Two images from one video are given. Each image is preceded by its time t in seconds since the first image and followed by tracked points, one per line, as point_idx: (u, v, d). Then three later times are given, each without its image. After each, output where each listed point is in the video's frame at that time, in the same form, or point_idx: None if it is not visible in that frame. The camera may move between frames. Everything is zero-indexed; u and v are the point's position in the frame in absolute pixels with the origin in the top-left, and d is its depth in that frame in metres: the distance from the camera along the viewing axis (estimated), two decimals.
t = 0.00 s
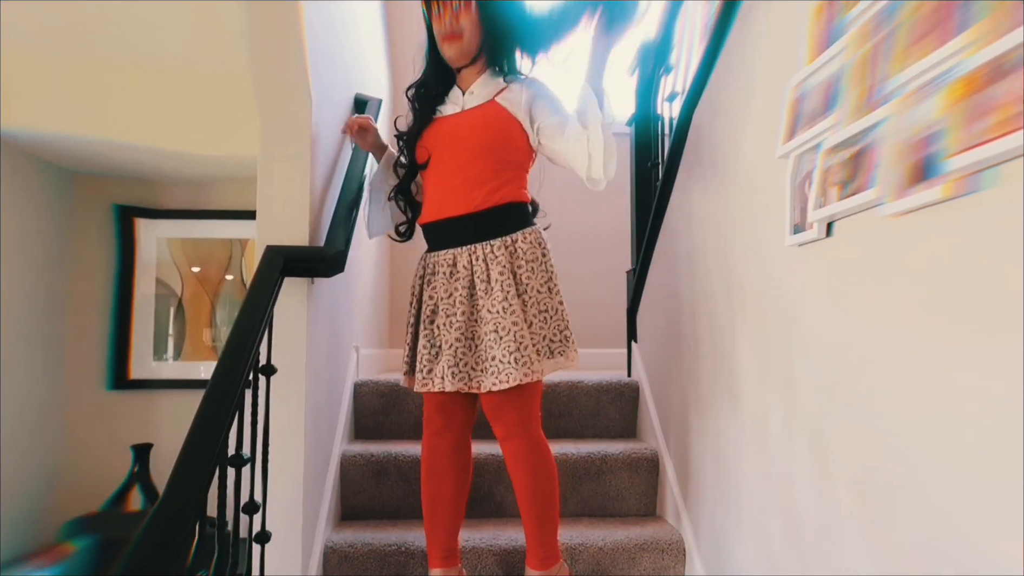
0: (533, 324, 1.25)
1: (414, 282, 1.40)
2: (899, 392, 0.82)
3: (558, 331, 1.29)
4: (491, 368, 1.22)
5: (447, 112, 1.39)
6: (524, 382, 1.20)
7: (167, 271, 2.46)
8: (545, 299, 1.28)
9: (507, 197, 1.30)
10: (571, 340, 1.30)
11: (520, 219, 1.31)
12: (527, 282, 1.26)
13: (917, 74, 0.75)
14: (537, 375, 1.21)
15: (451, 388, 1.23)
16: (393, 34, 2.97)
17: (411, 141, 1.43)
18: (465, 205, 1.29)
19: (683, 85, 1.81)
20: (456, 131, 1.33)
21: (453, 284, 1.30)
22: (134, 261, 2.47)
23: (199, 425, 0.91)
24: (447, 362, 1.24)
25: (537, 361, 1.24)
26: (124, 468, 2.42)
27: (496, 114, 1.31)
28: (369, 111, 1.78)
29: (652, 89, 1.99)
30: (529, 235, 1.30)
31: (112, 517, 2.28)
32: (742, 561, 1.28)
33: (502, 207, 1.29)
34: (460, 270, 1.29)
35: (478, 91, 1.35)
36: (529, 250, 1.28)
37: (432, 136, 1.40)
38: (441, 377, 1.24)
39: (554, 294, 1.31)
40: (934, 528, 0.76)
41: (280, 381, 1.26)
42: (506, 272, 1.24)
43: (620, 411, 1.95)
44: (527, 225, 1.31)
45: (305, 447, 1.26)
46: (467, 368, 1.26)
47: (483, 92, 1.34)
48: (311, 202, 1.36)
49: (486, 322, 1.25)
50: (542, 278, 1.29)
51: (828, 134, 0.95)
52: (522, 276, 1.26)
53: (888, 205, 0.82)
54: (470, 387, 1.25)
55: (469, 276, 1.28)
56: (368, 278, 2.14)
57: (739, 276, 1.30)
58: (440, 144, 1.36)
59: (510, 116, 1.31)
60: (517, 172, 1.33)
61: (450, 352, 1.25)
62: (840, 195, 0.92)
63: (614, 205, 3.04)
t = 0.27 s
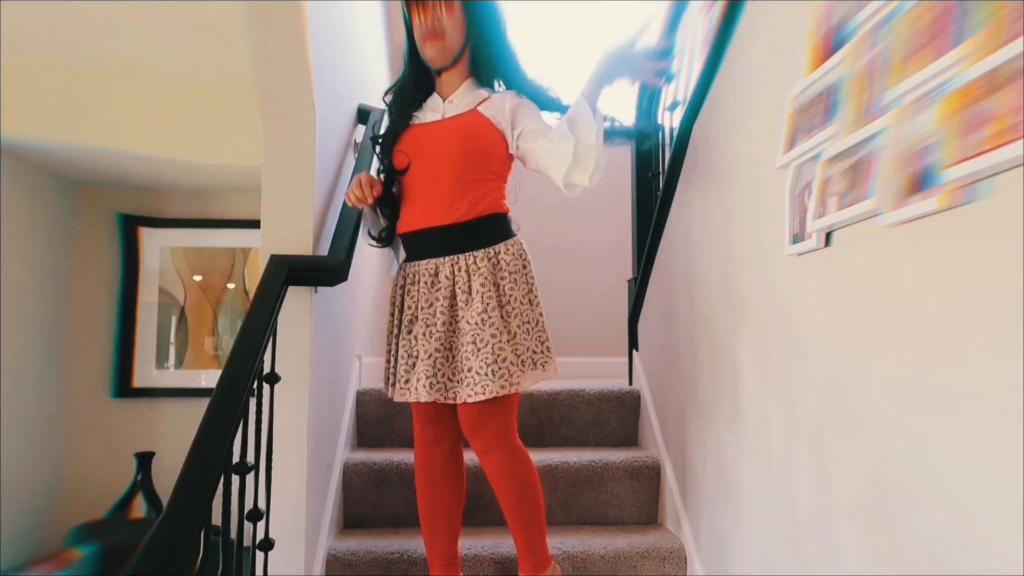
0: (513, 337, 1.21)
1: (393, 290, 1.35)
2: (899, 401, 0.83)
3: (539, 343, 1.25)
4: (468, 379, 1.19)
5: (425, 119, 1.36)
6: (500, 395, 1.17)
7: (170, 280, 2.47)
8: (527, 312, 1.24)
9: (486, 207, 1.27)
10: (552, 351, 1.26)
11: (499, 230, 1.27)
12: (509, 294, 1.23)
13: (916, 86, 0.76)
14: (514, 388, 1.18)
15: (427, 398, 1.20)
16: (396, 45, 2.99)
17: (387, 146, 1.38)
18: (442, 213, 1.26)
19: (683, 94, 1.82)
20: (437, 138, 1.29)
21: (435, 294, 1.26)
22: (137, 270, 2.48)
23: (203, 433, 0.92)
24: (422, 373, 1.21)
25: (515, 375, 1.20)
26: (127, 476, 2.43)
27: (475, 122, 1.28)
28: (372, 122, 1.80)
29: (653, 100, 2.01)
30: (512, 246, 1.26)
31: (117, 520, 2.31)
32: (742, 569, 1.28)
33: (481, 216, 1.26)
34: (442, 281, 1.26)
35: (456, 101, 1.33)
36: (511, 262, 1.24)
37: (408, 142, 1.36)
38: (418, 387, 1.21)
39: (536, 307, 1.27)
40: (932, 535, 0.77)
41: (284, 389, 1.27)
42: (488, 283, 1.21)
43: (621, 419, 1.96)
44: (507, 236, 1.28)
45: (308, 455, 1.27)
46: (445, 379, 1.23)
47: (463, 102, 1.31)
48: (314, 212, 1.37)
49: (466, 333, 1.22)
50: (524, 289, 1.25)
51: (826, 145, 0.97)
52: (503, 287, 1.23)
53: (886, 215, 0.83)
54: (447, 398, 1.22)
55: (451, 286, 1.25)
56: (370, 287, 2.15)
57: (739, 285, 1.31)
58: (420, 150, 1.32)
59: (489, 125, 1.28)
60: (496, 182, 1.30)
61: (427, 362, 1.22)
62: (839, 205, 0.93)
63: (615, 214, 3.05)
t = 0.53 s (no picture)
0: (502, 343, 1.21)
1: (376, 294, 1.32)
2: (900, 400, 0.84)
3: (522, 350, 1.25)
4: (458, 383, 1.18)
5: (411, 124, 1.31)
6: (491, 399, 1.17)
7: (176, 280, 2.48)
8: (512, 319, 1.24)
9: (473, 212, 1.25)
10: (533, 360, 1.27)
11: (487, 237, 1.27)
12: (498, 301, 1.22)
13: (916, 91, 0.77)
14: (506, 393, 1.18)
15: (414, 401, 1.16)
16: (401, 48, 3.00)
17: (371, 149, 1.32)
18: (431, 217, 1.24)
19: (687, 97, 1.84)
20: (427, 138, 1.27)
21: (421, 298, 1.22)
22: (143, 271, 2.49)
23: (212, 433, 0.93)
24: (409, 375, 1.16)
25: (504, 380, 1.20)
26: (133, 475, 2.44)
27: (466, 128, 1.26)
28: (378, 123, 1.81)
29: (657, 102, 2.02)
30: (498, 255, 1.25)
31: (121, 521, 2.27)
32: (745, 568, 1.29)
33: (470, 221, 1.24)
34: (429, 285, 1.22)
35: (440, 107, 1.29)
36: (500, 270, 1.24)
37: (394, 145, 1.32)
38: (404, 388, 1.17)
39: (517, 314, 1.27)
40: (934, 532, 0.78)
41: (291, 388, 1.28)
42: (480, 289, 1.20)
43: (624, 419, 1.97)
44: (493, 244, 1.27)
45: (314, 453, 1.28)
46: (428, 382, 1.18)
47: (448, 107, 1.28)
48: (321, 213, 1.38)
49: (456, 337, 1.20)
50: (510, 298, 1.25)
51: (829, 147, 0.98)
52: (493, 294, 1.22)
53: (887, 217, 0.84)
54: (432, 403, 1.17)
55: (437, 289, 1.22)
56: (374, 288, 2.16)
57: (741, 286, 1.32)
58: (408, 153, 1.29)
59: (478, 131, 1.27)
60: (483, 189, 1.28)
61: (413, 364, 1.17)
62: (842, 207, 0.94)
63: (619, 215, 3.06)
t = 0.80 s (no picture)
0: (491, 344, 1.22)
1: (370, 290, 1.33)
2: (902, 398, 0.85)
3: (509, 354, 1.25)
4: (442, 380, 1.17)
5: (410, 128, 1.32)
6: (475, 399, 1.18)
7: (184, 279, 2.50)
8: (505, 323, 1.25)
9: (471, 213, 1.27)
10: (518, 365, 1.26)
11: (482, 239, 1.27)
12: (493, 304, 1.24)
13: (914, 95, 0.78)
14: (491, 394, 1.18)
15: (395, 394, 1.14)
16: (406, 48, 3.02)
17: (370, 154, 1.34)
18: (433, 220, 1.25)
19: (691, 99, 1.86)
20: (426, 140, 1.28)
21: (417, 297, 1.24)
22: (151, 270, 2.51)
23: (225, 429, 0.94)
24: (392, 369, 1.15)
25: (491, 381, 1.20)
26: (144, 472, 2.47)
27: (465, 130, 1.28)
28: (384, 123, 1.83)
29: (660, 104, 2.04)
30: (496, 261, 1.27)
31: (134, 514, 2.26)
32: (748, 563, 1.31)
33: (471, 222, 1.26)
34: (426, 284, 1.23)
35: (438, 112, 1.31)
36: (497, 275, 1.25)
37: (394, 148, 1.33)
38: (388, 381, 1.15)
39: (511, 318, 1.28)
40: (935, 526, 0.79)
41: (300, 386, 1.30)
42: (473, 291, 1.21)
43: (629, 417, 1.98)
44: (491, 245, 1.29)
45: (323, 450, 1.30)
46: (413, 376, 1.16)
47: (445, 111, 1.30)
48: (329, 213, 1.40)
49: (443, 336, 1.19)
50: (504, 302, 1.26)
51: (828, 150, 0.99)
52: (488, 297, 1.24)
53: (887, 218, 0.86)
54: (413, 396, 1.14)
55: (433, 290, 1.22)
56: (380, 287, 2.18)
57: (745, 285, 1.34)
58: (407, 156, 1.30)
59: (477, 132, 1.29)
60: (484, 193, 1.29)
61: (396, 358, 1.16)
62: (841, 208, 0.96)
63: (623, 215, 3.08)
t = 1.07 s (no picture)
0: (498, 341, 1.24)
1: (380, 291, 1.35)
2: (900, 396, 0.87)
3: (514, 351, 1.29)
4: (450, 376, 1.18)
5: (412, 129, 1.33)
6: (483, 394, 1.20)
7: (188, 279, 2.52)
8: (509, 321, 1.28)
9: (479, 212, 1.29)
10: (523, 362, 1.30)
11: (487, 239, 1.29)
12: (499, 302, 1.26)
13: (903, 104, 0.81)
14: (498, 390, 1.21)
15: (404, 389, 1.14)
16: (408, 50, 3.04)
17: (374, 157, 1.36)
18: (440, 219, 1.27)
19: (690, 101, 1.88)
20: (431, 140, 1.30)
21: (425, 295, 1.26)
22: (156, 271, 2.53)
23: (236, 426, 0.96)
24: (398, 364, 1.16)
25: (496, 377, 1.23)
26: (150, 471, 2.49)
27: (467, 129, 1.29)
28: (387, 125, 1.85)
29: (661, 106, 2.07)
30: (502, 258, 1.29)
31: (137, 515, 2.33)
32: (748, 559, 1.33)
33: (477, 221, 1.28)
34: (434, 282, 1.25)
35: (439, 112, 1.33)
36: (504, 273, 1.28)
37: (399, 149, 1.34)
38: (396, 376, 1.16)
39: (515, 317, 1.30)
40: (934, 521, 0.81)
41: (307, 384, 1.32)
42: (481, 288, 1.23)
43: (630, 415, 2.00)
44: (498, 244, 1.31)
45: (329, 448, 1.32)
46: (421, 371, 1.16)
47: (447, 112, 1.32)
48: (335, 215, 1.42)
49: (452, 331, 1.20)
50: (510, 299, 1.29)
51: (821, 156, 1.01)
52: (494, 295, 1.26)
53: (881, 221, 0.88)
54: (422, 392, 1.15)
55: (441, 287, 1.24)
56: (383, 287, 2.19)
57: (744, 285, 1.36)
58: (412, 157, 1.32)
59: (478, 133, 1.30)
60: (489, 194, 1.31)
61: (405, 354, 1.17)
62: (836, 211, 0.98)
63: (624, 214, 3.10)
